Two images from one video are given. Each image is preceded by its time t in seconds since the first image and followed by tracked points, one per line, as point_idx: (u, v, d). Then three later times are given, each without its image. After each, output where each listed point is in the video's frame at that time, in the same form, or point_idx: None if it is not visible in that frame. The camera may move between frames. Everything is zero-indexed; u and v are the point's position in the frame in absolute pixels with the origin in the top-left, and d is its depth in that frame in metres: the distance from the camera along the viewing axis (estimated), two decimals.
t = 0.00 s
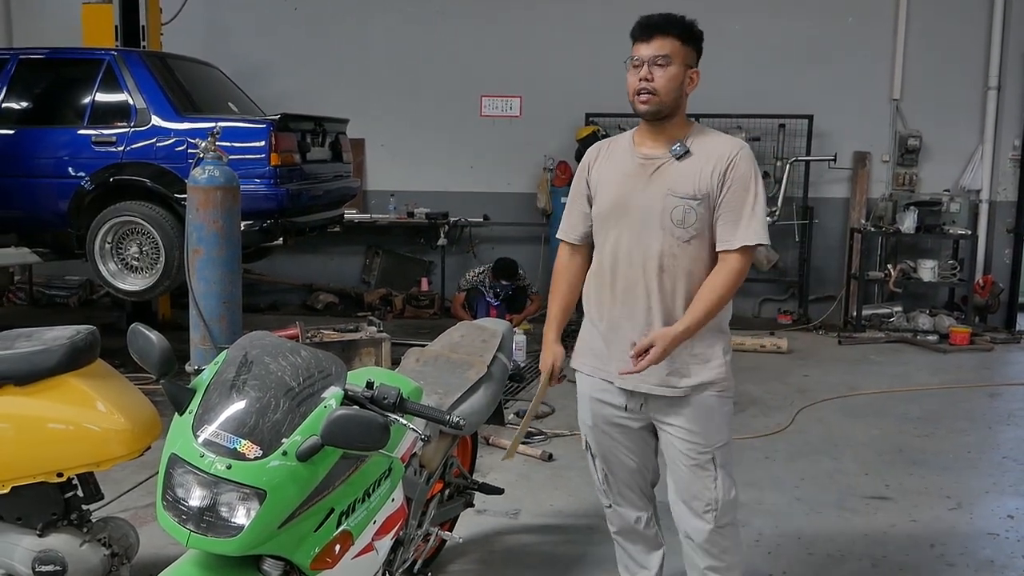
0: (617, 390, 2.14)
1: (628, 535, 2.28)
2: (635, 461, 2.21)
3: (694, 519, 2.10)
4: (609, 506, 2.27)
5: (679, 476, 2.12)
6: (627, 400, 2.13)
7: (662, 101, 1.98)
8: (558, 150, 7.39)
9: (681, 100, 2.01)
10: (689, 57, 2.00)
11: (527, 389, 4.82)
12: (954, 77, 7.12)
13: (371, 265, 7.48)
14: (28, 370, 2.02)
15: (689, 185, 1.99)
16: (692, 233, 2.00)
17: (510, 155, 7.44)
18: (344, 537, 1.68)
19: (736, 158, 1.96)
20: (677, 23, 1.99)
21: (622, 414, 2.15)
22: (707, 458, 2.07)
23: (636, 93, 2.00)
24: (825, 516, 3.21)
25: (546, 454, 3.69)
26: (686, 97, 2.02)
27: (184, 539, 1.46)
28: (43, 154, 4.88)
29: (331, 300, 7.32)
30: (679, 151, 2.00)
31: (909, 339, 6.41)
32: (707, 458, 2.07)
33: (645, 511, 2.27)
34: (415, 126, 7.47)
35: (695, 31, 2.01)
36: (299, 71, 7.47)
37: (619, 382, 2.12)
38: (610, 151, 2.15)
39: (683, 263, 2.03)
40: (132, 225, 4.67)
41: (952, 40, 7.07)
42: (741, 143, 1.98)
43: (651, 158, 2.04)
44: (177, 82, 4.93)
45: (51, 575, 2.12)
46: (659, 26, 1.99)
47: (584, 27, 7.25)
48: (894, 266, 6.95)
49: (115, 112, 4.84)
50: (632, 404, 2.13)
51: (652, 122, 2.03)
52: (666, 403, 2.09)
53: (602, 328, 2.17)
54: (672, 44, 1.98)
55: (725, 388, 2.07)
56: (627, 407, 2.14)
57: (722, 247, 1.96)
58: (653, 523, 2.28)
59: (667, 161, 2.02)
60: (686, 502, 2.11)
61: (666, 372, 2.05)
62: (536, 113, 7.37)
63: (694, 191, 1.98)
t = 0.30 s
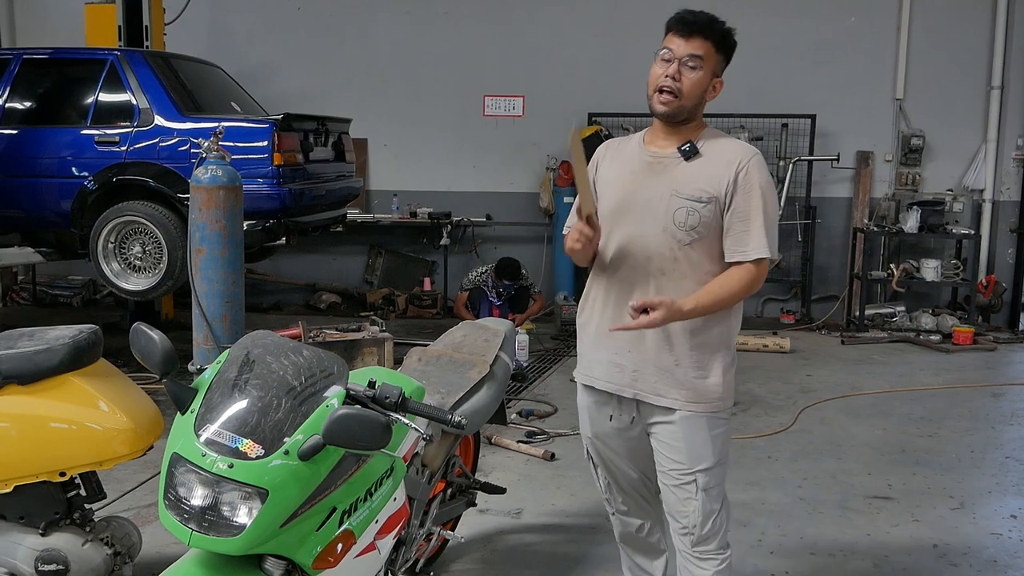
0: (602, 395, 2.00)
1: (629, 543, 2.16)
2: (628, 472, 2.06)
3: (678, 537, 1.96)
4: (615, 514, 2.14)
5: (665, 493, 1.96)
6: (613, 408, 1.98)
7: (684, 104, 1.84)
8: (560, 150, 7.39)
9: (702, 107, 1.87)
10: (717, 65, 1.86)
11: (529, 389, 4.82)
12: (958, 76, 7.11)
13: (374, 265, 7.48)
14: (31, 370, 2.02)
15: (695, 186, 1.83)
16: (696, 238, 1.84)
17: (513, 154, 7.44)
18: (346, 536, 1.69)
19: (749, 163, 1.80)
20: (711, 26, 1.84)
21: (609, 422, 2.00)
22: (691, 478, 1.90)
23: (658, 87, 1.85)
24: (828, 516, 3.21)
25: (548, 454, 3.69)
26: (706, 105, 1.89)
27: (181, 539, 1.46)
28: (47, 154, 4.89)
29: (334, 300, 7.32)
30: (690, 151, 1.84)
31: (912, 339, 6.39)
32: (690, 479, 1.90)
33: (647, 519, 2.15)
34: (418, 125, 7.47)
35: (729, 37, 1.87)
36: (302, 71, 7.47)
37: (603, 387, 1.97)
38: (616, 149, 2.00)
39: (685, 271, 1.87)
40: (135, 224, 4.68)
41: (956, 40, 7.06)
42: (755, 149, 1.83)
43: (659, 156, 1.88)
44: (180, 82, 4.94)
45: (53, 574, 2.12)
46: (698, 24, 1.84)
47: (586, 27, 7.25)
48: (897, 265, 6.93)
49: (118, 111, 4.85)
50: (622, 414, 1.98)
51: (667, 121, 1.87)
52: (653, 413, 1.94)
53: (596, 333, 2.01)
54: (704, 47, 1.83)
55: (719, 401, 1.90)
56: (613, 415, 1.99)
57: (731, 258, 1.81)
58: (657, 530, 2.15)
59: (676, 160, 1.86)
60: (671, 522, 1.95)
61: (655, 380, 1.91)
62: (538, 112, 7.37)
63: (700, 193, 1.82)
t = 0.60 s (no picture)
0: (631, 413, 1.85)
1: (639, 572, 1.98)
2: (644, 492, 1.89)
3: (692, 559, 1.81)
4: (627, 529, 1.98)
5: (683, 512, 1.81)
6: (641, 425, 1.84)
7: (721, 103, 1.72)
8: (561, 150, 7.39)
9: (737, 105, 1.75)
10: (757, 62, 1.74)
11: (530, 389, 4.82)
12: (959, 76, 7.10)
13: (375, 265, 7.48)
14: (32, 370, 2.02)
15: (727, 189, 1.69)
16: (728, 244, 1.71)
17: (514, 154, 7.44)
18: (347, 537, 1.68)
19: (781, 162, 1.66)
20: (754, 20, 1.71)
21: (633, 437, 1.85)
22: (715, 495, 1.75)
23: (694, 82, 1.72)
24: (829, 516, 3.20)
25: (550, 454, 3.68)
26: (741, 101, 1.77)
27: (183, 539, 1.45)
28: (48, 154, 4.89)
29: (335, 300, 7.31)
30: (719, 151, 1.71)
31: (914, 339, 6.39)
32: (711, 497, 1.76)
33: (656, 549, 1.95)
34: (418, 125, 7.47)
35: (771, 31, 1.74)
36: (303, 71, 7.47)
37: (634, 406, 1.83)
38: (639, 147, 1.87)
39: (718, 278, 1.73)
40: (136, 224, 4.68)
41: (957, 39, 7.06)
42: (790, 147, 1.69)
43: (686, 157, 1.75)
44: (181, 82, 4.94)
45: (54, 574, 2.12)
46: (744, 18, 1.70)
47: (587, 27, 7.25)
48: (898, 265, 6.93)
49: (119, 111, 4.85)
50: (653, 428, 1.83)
51: (698, 119, 1.75)
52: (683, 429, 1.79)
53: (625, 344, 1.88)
54: (747, 43, 1.70)
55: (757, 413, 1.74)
56: (638, 429, 1.84)
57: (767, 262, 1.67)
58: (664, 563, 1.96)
59: (705, 161, 1.73)
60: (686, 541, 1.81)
61: (688, 393, 1.77)
62: (539, 112, 7.37)
63: (732, 195, 1.69)
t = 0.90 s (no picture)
0: (662, 423, 1.85)
1: None
2: (666, 502, 1.88)
3: (715, 568, 1.81)
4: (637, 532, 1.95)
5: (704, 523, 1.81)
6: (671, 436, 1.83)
7: (750, 105, 1.65)
8: (564, 150, 7.38)
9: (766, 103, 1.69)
10: (786, 55, 1.67)
11: (533, 388, 4.81)
12: (962, 75, 7.08)
13: (377, 265, 7.48)
14: (34, 369, 2.02)
15: (753, 202, 1.65)
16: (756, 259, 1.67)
17: (516, 154, 7.43)
18: (349, 536, 1.68)
19: (810, 170, 1.60)
20: (781, 13, 1.64)
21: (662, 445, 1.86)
22: (737, 508, 1.75)
23: (719, 85, 1.66)
24: (832, 516, 3.20)
25: (552, 453, 3.68)
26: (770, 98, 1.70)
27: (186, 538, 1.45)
28: (51, 154, 4.89)
29: (337, 299, 7.30)
30: (745, 159, 1.65)
31: (917, 338, 6.38)
32: (733, 509, 1.76)
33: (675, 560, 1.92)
34: (420, 125, 7.47)
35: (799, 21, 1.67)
36: (305, 71, 7.48)
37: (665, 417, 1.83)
38: (665, 150, 1.82)
39: (746, 292, 1.70)
40: (139, 224, 4.68)
41: (961, 38, 7.04)
42: (820, 150, 1.62)
43: (711, 165, 1.70)
44: (184, 82, 4.94)
45: (56, 573, 2.12)
46: (769, 14, 1.64)
47: (589, 26, 7.25)
48: (901, 265, 6.91)
49: (121, 111, 4.85)
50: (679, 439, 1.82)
51: (724, 122, 1.69)
52: (714, 446, 1.77)
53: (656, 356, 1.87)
54: (774, 38, 1.63)
55: (791, 432, 1.71)
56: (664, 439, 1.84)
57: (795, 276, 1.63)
58: None
59: (730, 170, 1.68)
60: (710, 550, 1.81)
61: (720, 411, 1.75)
62: (542, 112, 7.36)
63: (758, 208, 1.64)
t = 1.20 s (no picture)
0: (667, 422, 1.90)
1: None
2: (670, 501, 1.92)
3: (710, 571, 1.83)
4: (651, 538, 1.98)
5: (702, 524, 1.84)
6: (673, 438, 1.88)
7: (751, 108, 1.62)
8: (566, 150, 7.38)
9: (772, 105, 1.65)
10: (794, 55, 1.63)
11: (534, 388, 4.81)
12: (964, 75, 7.07)
13: (379, 264, 7.48)
14: (36, 369, 2.02)
15: (748, 219, 1.64)
16: (751, 276, 1.68)
17: (517, 154, 7.43)
18: (351, 536, 1.68)
19: (803, 190, 1.57)
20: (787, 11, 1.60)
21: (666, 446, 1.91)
22: (729, 514, 1.77)
23: (720, 87, 1.63)
24: (834, 516, 3.19)
25: (554, 453, 3.67)
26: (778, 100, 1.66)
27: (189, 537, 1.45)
28: (53, 154, 4.89)
29: (339, 299, 7.29)
30: (743, 172, 1.64)
31: (919, 338, 6.37)
32: (726, 514, 1.78)
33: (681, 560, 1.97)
34: (422, 125, 7.47)
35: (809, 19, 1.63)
36: (306, 70, 7.48)
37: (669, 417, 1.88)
38: (682, 151, 1.84)
39: (745, 304, 1.71)
40: (141, 224, 4.69)
41: (963, 38, 7.03)
42: (818, 168, 1.57)
43: (714, 175, 1.71)
44: (186, 82, 4.94)
45: (59, 573, 2.12)
46: (770, 10, 1.60)
47: (591, 26, 7.24)
48: (903, 265, 6.90)
49: (123, 111, 4.85)
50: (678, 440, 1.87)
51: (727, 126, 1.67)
52: (708, 454, 1.79)
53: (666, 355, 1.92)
54: (778, 38, 1.59)
55: (781, 446, 1.72)
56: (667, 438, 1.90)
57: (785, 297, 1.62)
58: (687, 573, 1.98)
59: (730, 182, 1.68)
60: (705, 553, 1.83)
61: (713, 420, 1.77)
62: (543, 112, 7.36)
63: (752, 225, 1.64)
